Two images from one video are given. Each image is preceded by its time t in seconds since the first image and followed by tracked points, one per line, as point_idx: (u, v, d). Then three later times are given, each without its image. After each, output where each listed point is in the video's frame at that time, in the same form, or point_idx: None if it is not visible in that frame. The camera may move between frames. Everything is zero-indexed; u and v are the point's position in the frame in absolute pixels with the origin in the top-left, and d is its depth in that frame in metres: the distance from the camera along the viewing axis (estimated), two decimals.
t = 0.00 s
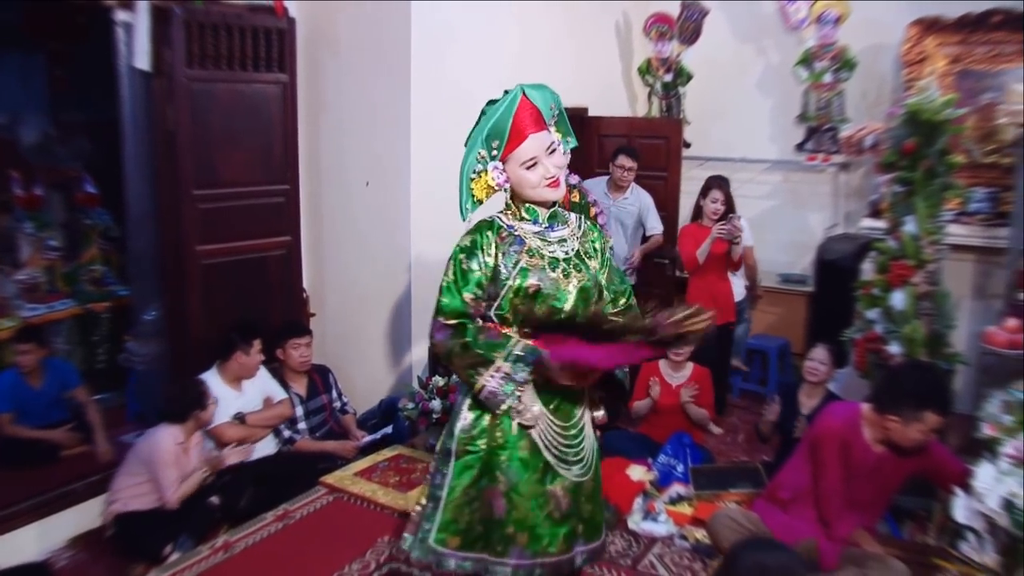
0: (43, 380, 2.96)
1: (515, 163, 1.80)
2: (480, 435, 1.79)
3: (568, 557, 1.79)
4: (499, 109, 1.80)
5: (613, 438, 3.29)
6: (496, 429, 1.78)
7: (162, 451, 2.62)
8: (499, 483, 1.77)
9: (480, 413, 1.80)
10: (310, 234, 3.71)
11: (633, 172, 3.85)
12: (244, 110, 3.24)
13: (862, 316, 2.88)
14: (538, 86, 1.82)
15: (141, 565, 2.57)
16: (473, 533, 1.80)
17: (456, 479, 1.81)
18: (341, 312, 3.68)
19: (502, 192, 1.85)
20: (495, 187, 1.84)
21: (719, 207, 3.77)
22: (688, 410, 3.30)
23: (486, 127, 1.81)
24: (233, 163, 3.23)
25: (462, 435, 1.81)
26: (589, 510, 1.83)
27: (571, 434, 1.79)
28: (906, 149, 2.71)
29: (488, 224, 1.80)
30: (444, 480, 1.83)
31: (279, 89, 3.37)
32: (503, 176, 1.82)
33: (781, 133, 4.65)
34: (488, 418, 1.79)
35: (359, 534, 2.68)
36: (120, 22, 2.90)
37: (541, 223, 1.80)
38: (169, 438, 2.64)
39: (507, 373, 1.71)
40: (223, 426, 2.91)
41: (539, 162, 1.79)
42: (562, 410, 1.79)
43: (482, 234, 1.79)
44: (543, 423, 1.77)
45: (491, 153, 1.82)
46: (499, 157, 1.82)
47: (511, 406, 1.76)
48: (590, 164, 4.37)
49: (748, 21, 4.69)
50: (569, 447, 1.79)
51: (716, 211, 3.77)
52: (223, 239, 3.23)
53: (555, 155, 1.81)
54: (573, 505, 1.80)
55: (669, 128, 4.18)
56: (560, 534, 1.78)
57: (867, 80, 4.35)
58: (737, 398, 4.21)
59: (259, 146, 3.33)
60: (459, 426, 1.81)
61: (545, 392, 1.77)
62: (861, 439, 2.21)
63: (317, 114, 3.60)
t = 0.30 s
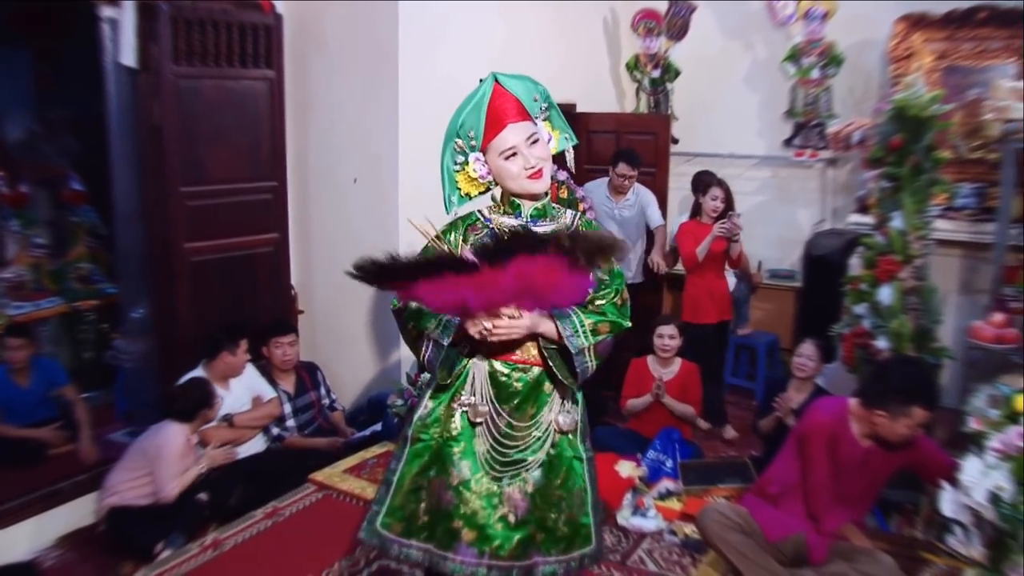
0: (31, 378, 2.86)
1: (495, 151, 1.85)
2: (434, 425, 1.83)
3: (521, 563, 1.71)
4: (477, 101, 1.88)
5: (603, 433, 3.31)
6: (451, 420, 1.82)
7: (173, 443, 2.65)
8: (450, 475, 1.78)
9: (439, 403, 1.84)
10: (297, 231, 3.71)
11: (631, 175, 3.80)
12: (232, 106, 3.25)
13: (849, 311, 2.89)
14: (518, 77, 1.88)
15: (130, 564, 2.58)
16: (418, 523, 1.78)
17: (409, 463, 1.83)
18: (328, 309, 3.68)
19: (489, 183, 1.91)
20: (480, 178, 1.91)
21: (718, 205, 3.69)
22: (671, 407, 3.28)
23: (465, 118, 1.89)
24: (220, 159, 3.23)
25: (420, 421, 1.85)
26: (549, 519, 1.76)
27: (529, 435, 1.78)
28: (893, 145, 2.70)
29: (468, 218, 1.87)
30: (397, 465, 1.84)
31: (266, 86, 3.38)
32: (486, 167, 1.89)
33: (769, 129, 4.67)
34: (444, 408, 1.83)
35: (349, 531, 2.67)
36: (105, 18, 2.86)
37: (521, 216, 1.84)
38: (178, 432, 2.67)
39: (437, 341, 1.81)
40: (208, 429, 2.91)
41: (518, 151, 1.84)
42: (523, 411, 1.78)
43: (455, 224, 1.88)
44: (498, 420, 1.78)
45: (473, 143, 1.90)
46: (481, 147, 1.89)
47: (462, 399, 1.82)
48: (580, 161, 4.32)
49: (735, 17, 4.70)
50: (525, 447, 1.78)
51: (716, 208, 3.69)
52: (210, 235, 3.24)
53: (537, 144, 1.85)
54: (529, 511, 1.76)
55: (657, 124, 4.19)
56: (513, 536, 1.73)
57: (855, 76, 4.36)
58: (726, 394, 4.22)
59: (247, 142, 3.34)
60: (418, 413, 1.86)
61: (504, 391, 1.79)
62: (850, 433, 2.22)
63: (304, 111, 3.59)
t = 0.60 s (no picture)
0: (21, 376, 2.86)
1: (486, 138, 1.82)
2: (432, 426, 1.77)
3: (517, 558, 1.70)
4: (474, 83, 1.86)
5: (593, 429, 3.31)
6: (447, 421, 1.75)
7: (160, 441, 2.65)
8: (447, 476, 1.73)
9: (434, 405, 1.78)
10: (288, 229, 3.70)
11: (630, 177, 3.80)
12: (222, 103, 3.24)
13: (839, 307, 2.90)
14: (517, 68, 1.86)
15: (122, 562, 2.56)
16: (423, 520, 1.76)
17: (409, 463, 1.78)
18: (319, 306, 3.68)
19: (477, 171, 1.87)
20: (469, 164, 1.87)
21: (720, 201, 3.61)
22: (661, 402, 3.28)
23: (459, 99, 1.87)
24: (210, 157, 3.23)
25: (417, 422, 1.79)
26: (541, 513, 1.74)
27: (523, 434, 1.73)
28: (883, 141, 2.71)
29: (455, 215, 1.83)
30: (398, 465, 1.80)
31: (256, 83, 3.37)
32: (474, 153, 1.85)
33: (759, 125, 4.67)
34: (440, 410, 1.77)
35: (340, 528, 2.67)
36: (94, 14, 2.85)
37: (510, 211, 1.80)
38: (167, 430, 2.67)
39: (448, 343, 1.72)
40: (198, 429, 2.90)
41: (508, 139, 1.81)
42: (516, 410, 1.73)
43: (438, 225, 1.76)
44: (491, 420, 1.72)
45: (462, 128, 1.86)
46: (471, 133, 1.85)
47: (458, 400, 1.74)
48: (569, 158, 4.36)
49: (724, 13, 4.71)
50: (519, 447, 1.72)
51: (717, 206, 3.62)
52: (201, 233, 3.23)
53: (528, 136, 1.83)
54: (524, 506, 1.72)
55: (647, 120, 4.20)
56: (508, 533, 1.70)
57: (845, 72, 4.37)
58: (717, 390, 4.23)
59: (237, 139, 3.33)
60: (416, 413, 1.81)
61: (498, 391, 1.74)
62: (839, 429, 2.23)
63: (294, 108, 3.58)
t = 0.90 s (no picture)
0: (15, 375, 2.74)
1: (493, 123, 1.74)
2: (476, 434, 1.71)
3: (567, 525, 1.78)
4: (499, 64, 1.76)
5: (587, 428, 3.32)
6: (490, 426, 1.70)
7: (148, 440, 2.64)
8: (500, 475, 1.70)
9: (472, 413, 1.71)
10: (281, 228, 3.69)
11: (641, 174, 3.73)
12: (214, 102, 3.23)
13: (832, 306, 2.91)
14: (536, 67, 1.83)
15: (115, 562, 2.54)
16: (480, 526, 1.72)
17: (456, 477, 1.71)
18: (312, 306, 3.67)
19: (466, 150, 1.77)
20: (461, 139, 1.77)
21: (722, 201, 3.58)
22: (660, 402, 3.28)
23: (483, 73, 1.73)
24: (202, 156, 3.22)
25: (457, 436, 1.71)
26: (578, 478, 1.82)
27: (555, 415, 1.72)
28: (876, 139, 2.72)
29: (449, 217, 1.72)
30: (442, 481, 1.72)
31: (248, 82, 3.37)
32: (475, 132, 1.75)
33: (752, 124, 4.68)
34: (481, 417, 1.71)
35: (334, 527, 2.67)
36: (85, 13, 2.85)
37: (501, 211, 1.75)
38: (153, 427, 2.67)
39: (501, 369, 1.64)
40: (189, 428, 2.87)
41: (514, 131, 1.75)
42: (548, 395, 1.71)
43: (444, 231, 1.70)
44: (531, 413, 1.70)
45: (474, 102, 1.75)
46: (477, 111, 1.75)
47: (501, 406, 1.67)
48: (561, 157, 4.34)
49: (717, 12, 4.71)
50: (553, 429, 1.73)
51: (719, 206, 3.58)
52: (192, 231, 3.23)
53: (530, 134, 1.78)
54: (564, 477, 1.77)
55: (640, 120, 4.21)
56: (558, 508, 1.75)
57: (837, 71, 4.38)
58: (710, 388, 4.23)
59: (229, 138, 3.32)
60: (450, 426, 1.72)
61: (531, 381, 1.70)
62: (831, 426, 2.23)
63: (286, 107, 3.57)
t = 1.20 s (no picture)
0: (6, 375, 2.72)
1: (502, 124, 1.74)
2: (508, 428, 1.72)
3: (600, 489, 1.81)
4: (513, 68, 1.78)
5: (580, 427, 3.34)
6: (518, 416, 1.72)
7: (140, 441, 2.63)
8: (541, 459, 1.70)
9: (501, 408, 1.73)
10: (273, 227, 3.69)
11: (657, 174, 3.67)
12: (206, 102, 3.23)
13: (824, 304, 2.92)
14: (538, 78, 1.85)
15: (107, 563, 2.54)
16: (537, 512, 1.70)
17: (506, 468, 1.72)
18: (304, 305, 3.67)
19: (471, 147, 1.74)
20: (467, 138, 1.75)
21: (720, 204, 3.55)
22: (648, 400, 3.29)
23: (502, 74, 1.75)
24: (194, 155, 3.22)
25: (493, 434, 1.72)
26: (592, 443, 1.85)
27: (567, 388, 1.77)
28: (867, 138, 2.73)
29: (461, 222, 1.68)
30: (497, 473, 1.73)
31: (240, 81, 3.36)
32: (485, 129, 1.73)
33: (744, 122, 4.69)
34: (510, 409, 1.72)
35: (326, 527, 2.67)
36: (76, 11, 2.84)
37: (500, 212, 1.74)
38: (146, 428, 2.65)
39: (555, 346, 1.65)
40: (180, 427, 2.87)
41: (518, 134, 1.76)
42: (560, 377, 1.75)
43: (468, 234, 1.66)
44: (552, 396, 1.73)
45: (488, 100, 1.74)
46: (488, 110, 1.74)
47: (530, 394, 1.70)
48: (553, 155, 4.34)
49: (709, 11, 4.72)
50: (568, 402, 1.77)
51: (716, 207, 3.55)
52: (183, 230, 3.22)
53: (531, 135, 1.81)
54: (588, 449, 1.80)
55: (631, 119, 4.19)
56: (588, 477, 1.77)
57: (828, 69, 4.40)
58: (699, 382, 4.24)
59: (220, 138, 3.31)
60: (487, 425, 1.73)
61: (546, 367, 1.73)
62: (824, 424, 2.24)
63: (278, 106, 3.56)
